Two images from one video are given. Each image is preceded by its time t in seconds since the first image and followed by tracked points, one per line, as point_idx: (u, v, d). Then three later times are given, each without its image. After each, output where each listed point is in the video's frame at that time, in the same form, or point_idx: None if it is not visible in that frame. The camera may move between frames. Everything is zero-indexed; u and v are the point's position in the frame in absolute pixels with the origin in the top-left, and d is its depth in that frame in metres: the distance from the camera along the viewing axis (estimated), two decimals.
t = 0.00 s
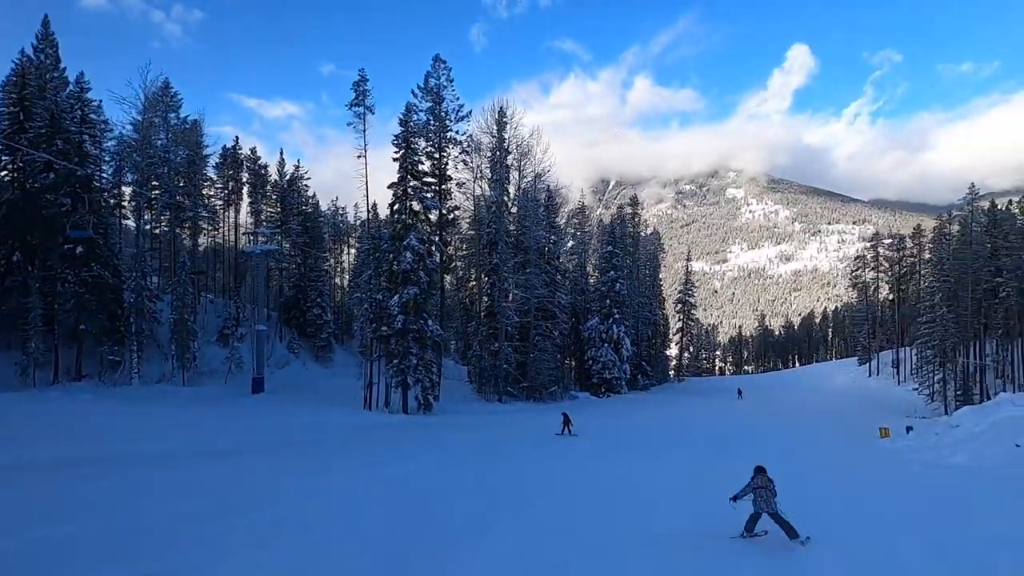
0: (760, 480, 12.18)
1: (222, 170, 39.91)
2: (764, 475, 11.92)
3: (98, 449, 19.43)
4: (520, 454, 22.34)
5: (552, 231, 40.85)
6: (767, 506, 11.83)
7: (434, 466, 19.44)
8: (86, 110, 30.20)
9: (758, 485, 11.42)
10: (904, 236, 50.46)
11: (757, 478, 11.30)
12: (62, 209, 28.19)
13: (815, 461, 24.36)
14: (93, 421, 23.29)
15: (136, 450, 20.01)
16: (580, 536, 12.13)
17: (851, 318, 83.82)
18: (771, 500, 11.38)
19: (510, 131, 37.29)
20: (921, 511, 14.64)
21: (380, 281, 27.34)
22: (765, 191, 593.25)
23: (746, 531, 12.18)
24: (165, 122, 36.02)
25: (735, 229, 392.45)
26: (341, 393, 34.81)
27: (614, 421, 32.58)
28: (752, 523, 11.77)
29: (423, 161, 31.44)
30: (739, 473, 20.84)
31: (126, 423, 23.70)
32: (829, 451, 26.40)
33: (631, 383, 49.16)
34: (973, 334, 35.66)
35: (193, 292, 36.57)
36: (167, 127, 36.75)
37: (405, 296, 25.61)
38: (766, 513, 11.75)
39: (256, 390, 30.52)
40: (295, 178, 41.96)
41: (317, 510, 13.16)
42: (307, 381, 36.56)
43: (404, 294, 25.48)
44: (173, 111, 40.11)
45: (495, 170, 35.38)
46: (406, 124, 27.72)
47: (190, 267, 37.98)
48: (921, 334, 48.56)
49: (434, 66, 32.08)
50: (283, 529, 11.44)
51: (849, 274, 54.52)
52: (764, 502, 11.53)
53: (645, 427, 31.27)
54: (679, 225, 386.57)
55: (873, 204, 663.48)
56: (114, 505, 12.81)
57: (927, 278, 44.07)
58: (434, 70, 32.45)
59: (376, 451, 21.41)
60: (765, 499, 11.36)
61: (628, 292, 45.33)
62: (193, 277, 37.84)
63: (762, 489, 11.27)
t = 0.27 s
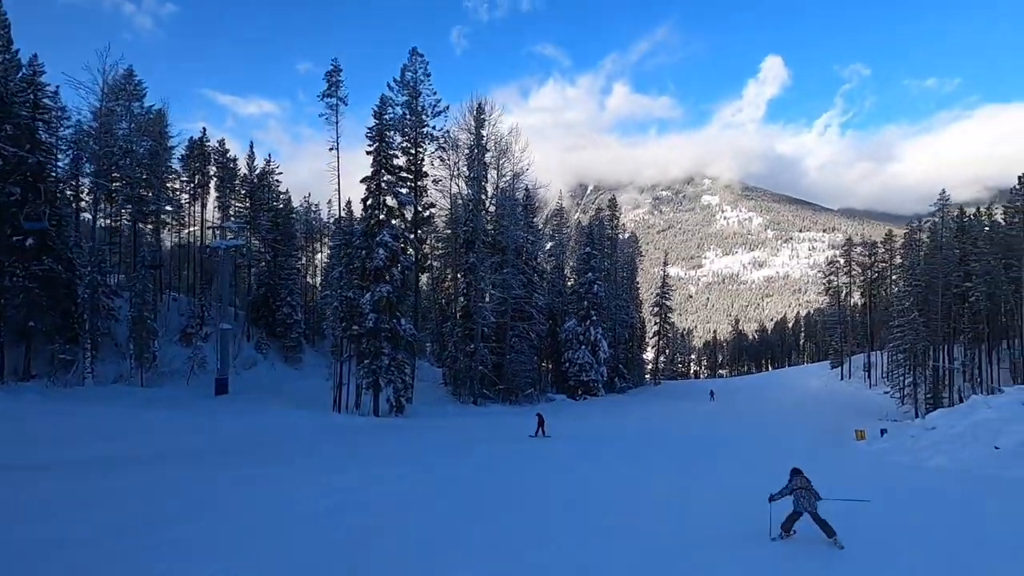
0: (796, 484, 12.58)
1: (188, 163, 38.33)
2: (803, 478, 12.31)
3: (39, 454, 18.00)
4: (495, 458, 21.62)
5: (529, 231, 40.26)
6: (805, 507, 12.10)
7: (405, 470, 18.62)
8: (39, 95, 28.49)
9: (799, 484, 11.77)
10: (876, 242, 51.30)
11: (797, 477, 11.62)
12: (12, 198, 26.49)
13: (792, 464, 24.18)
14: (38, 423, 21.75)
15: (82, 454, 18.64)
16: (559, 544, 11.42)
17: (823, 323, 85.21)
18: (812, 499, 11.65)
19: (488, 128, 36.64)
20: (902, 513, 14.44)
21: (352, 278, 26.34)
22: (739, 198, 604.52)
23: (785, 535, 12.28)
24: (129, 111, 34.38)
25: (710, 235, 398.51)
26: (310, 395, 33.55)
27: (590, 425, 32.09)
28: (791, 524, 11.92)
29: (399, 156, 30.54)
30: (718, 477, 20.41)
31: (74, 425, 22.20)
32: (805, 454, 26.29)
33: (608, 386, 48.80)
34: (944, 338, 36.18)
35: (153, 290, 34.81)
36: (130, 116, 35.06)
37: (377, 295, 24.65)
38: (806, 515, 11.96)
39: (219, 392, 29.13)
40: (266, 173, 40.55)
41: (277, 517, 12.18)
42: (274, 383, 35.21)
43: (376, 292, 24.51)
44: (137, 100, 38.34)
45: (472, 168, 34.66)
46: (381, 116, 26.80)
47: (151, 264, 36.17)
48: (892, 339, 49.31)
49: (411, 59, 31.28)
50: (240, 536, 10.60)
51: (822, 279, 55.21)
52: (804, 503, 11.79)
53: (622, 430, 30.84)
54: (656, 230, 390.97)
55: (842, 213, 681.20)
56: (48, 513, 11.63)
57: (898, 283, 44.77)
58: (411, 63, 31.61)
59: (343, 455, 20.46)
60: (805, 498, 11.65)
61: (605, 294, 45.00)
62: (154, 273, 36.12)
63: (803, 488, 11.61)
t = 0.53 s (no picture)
0: (819, 483, 13.38)
1: (156, 152, 36.80)
2: (826, 477, 13.13)
3: None
4: (472, 459, 20.88)
5: (510, 229, 39.55)
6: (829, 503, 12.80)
7: (378, 472, 17.77)
8: None
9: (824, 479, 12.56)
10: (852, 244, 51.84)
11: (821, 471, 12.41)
12: None
13: (773, 465, 23.89)
14: None
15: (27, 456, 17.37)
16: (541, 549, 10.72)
17: (799, 325, 86.27)
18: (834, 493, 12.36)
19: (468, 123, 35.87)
20: (889, 512, 14.17)
21: (325, 273, 25.32)
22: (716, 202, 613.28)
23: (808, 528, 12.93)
24: (92, 97, 32.84)
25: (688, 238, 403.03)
26: (280, 395, 32.31)
27: (570, 425, 31.51)
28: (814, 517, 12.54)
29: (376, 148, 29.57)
30: (701, 479, 19.93)
31: (22, 425, 20.81)
32: (785, 455, 26.08)
33: (587, 387, 48.34)
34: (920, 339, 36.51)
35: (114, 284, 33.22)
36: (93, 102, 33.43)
37: (351, 290, 23.65)
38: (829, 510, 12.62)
39: (183, 391, 27.80)
40: (237, 164, 39.15)
41: (236, 523, 11.26)
42: (243, 382, 33.90)
43: (350, 286, 23.50)
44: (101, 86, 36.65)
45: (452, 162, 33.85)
46: (357, 105, 25.82)
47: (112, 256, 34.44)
48: (868, 340, 49.84)
49: (389, 48, 30.40)
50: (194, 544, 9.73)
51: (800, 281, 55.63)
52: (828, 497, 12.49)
53: (601, 431, 30.31)
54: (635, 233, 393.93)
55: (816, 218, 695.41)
56: None
57: (875, 285, 45.22)
58: (389, 53, 30.72)
59: (313, 456, 19.49)
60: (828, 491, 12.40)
61: (586, 294, 44.51)
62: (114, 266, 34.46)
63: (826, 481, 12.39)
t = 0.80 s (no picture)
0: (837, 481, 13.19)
1: (139, 144, 35.85)
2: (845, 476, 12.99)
3: None
4: (462, 459, 20.17)
5: (503, 224, 38.86)
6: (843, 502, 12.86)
7: (363, 472, 17.05)
8: None
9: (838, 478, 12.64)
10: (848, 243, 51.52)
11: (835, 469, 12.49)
12: None
13: (771, 465, 23.31)
14: None
15: None
16: (533, 555, 10.02)
17: (794, 325, 86.08)
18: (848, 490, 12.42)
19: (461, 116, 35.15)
20: (895, 514, 13.62)
21: (311, 267, 24.53)
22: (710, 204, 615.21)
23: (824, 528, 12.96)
24: (73, 86, 31.93)
25: (682, 239, 403.69)
26: (266, 394, 31.47)
27: (563, 425, 30.89)
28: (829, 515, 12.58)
29: (365, 140, 28.77)
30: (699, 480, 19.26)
31: None
32: (783, 455, 25.52)
33: (581, 386, 47.72)
34: (917, 339, 36.09)
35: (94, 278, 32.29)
36: (73, 90, 32.48)
37: (338, 285, 22.84)
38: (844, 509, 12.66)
39: (165, 388, 26.94)
40: (224, 157, 38.21)
41: (204, 528, 10.44)
42: (228, 380, 33.04)
43: (336, 280, 22.68)
44: (84, 75, 35.66)
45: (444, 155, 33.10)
46: (345, 94, 25.03)
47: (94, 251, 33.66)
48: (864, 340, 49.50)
49: (379, 37, 29.63)
50: (157, 550, 8.99)
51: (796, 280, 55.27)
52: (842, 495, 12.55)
53: (595, 431, 29.67)
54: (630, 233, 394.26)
55: (809, 219, 698.90)
56: None
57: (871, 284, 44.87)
58: (379, 42, 29.95)
59: (296, 456, 18.73)
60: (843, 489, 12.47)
61: (581, 292, 43.93)
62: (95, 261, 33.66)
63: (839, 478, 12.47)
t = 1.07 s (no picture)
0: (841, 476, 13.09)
1: (125, 133, 34.88)
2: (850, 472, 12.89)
3: None
4: (453, 458, 19.42)
5: (498, 219, 38.10)
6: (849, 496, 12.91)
7: (349, 470, 16.29)
8: None
9: (841, 471, 12.73)
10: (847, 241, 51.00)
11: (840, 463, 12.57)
12: None
13: (771, 465, 22.67)
14: None
15: None
16: (526, 561, 9.29)
17: (790, 323, 85.69)
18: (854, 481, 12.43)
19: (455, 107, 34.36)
20: (906, 515, 12.98)
21: (298, 259, 23.71)
22: (706, 203, 615.73)
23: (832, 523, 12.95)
24: (55, 73, 31.00)
25: (678, 237, 403.72)
26: (253, 391, 30.61)
27: (558, 423, 30.18)
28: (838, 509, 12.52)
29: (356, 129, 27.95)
30: (698, 480, 18.55)
31: None
32: (783, 454, 24.90)
33: (577, 384, 47.00)
34: (918, 337, 35.55)
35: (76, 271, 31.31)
36: (56, 77, 31.46)
37: (325, 277, 22.03)
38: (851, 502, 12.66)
39: (147, 384, 26.06)
40: (213, 148, 37.28)
41: (169, 530, 9.63)
42: (215, 376, 32.17)
43: (323, 273, 21.87)
44: (68, 62, 34.63)
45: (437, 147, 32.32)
46: (335, 80, 24.21)
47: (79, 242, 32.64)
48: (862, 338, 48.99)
49: (371, 24, 28.82)
50: (88, 567, 7.70)
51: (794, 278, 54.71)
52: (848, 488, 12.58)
53: (591, 429, 28.97)
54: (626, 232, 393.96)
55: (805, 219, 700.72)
56: None
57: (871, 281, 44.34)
58: (371, 30, 29.13)
59: (279, 454, 17.93)
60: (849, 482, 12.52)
61: (577, 289, 43.23)
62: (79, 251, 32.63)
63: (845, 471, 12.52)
